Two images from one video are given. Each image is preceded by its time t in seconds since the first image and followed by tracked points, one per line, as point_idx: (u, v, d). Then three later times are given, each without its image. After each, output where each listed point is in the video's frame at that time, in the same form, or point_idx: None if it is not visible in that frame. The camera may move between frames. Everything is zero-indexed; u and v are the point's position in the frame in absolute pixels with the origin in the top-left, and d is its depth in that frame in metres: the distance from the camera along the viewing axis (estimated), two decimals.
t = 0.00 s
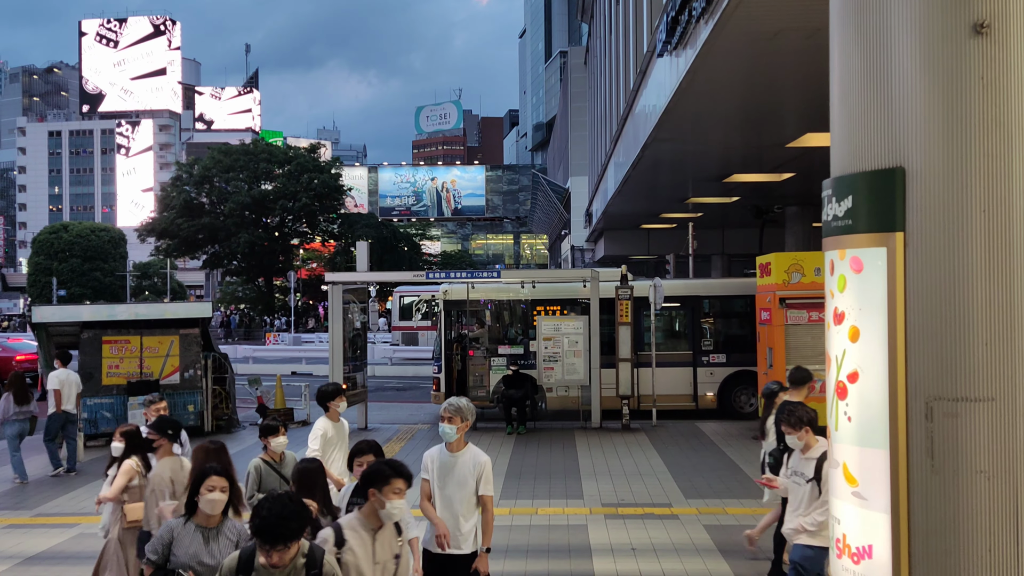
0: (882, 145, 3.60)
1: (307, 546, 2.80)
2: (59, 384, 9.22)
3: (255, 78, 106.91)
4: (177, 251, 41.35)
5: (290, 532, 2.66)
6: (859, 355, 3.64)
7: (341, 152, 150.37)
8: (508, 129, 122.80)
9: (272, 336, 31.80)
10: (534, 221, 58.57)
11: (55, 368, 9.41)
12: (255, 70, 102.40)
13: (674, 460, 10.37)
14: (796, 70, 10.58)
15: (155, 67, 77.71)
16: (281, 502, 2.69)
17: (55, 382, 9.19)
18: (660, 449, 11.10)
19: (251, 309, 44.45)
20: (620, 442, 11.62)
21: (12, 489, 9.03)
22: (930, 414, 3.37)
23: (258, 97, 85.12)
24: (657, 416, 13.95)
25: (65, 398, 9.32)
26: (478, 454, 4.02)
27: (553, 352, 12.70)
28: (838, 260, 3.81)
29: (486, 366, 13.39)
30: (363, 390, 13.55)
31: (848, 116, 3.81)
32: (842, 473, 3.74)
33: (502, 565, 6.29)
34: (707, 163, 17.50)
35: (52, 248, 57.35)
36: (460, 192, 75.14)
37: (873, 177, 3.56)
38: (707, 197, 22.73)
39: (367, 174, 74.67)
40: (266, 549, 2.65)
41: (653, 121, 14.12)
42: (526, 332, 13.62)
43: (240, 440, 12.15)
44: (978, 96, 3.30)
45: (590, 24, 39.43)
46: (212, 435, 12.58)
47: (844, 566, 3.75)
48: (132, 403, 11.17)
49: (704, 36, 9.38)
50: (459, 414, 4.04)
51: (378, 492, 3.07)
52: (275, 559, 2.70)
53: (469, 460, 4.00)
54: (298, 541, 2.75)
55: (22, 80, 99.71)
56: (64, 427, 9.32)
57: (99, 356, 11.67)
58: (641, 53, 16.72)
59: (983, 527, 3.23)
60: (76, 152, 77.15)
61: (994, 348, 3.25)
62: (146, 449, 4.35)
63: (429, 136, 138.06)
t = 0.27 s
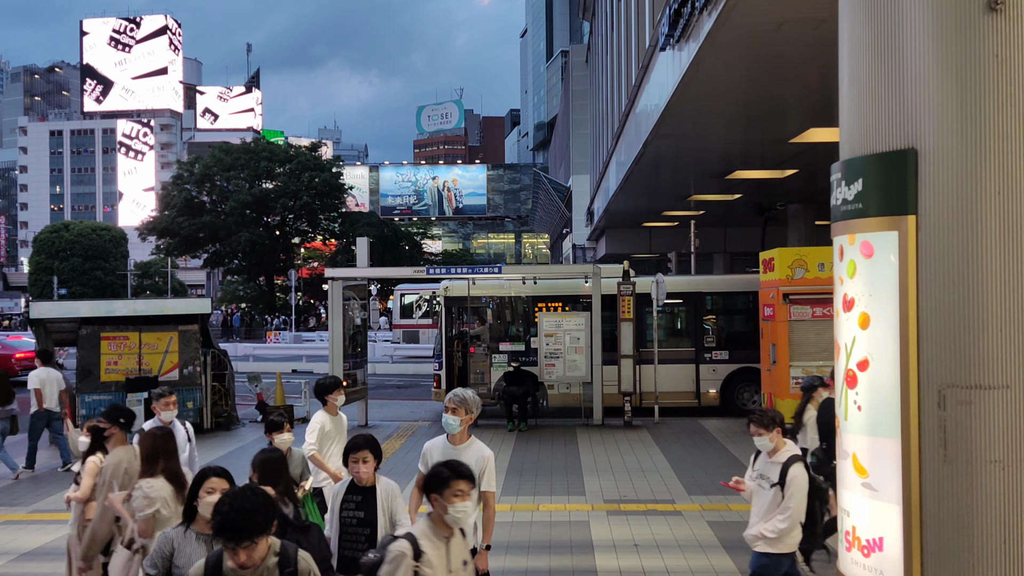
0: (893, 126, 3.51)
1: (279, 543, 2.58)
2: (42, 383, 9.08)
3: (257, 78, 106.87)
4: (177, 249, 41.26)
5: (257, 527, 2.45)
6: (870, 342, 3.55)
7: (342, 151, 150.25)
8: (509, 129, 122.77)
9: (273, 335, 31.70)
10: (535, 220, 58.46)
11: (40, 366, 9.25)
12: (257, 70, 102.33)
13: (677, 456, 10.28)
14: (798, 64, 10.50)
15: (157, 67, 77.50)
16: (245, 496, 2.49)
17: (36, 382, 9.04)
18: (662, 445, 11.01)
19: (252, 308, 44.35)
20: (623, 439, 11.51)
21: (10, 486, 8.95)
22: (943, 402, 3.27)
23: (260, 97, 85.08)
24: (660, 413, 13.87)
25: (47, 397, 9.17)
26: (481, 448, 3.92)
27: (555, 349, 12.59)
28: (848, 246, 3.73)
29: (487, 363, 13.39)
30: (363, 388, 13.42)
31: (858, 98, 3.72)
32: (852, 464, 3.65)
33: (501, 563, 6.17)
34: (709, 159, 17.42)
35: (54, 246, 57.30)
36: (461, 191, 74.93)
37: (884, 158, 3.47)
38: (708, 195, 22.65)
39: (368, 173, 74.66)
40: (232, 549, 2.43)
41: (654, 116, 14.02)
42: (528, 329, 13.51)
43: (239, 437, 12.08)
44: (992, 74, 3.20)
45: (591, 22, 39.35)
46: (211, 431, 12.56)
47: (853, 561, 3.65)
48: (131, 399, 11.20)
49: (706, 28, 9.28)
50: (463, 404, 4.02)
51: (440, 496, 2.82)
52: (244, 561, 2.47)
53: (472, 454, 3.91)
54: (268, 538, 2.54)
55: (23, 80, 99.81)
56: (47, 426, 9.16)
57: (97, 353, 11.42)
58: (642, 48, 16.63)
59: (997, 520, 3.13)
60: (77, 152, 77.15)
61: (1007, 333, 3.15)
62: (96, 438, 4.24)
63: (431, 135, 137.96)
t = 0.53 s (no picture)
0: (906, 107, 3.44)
1: (248, 539, 2.40)
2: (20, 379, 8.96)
3: (258, 78, 106.85)
4: (178, 249, 41.14)
5: (221, 525, 2.26)
6: (880, 329, 3.50)
7: (343, 151, 150.02)
8: (511, 129, 122.59)
9: (274, 334, 31.58)
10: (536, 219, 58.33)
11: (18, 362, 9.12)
12: (258, 69, 102.22)
13: (680, 454, 10.17)
14: (801, 57, 10.40)
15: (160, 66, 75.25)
16: (208, 492, 2.32)
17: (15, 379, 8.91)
18: (665, 443, 10.90)
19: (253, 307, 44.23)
20: (625, 435, 11.40)
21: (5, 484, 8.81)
22: (957, 389, 3.18)
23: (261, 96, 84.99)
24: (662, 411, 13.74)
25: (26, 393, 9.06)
26: (477, 445, 3.74)
27: (556, 345, 12.49)
28: (859, 231, 3.68)
29: (489, 360, 13.07)
30: (364, 384, 13.33)
31: (869, 82, 3.66)
32: (862, 454, 3.58)
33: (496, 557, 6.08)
34: (711, 156, 17.31)
35: (55, 246, 57.24)
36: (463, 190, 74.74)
37: (895, 141, 3.41)
38: (711, 192, 22.53)
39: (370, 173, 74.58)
40: (196, 548, 2.25)
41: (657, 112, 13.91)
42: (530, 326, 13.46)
43: (238, 434, 11.98)
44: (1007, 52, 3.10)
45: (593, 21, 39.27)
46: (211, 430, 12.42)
47: (863, 554, 3.57)
48: (130, 395, 11.17)
49: (709, 19, 9.16)
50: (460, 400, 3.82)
51: (513, 477, 2.75)
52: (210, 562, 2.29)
53: (468, 452, 3.73)
54: (237, 534, 2.37)
55: (24, 80, 99.84)
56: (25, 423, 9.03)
57: (96, 349, 11.40)
58: (644, 43, 16.53)
59: (1011, 511, 3.03)
60: (79, 151, 77.14)
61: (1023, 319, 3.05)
62: (49, 431, 4.13)
63: (432, 135, 137.77)
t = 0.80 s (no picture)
0: (919, 87, 3.35)
1: (228, 540, 2.29)
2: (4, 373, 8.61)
3: (259, 77, 106.85)
4: (178, 247, 41.02)
5: (197, 523, 2.14)
6: (891, 315, 3.41)
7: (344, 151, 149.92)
8: (512, 129, 122.58)
9: (274, 333, 31.46)
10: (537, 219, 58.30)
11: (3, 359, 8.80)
12: (259, 68, 102.11)
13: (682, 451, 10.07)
14: (804, 51, 10.32)
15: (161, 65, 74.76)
16: (185, 489, 2.21)
17: None
18: (667, 440, 10.79)
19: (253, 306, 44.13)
20: (627, 433, 11.30)
21: None
22: (971, 377, 3.09)
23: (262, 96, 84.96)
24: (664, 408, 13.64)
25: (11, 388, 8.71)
26: (460, 441, 3.52)
27: (557, 342, 12.41)
28: (869, 215, 3.60)
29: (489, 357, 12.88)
30: (364, 382, 13.27)
31: (880, 64, 3.59)
32: (872, 444, 3.49)
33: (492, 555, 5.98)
34: (712, 153, 17.23)
35: (55, 245, 57.19)
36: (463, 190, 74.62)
37: (908, 121, 3.33)
38: (712, 190, 22.46)
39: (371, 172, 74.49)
40: (172, 549, 2.14)
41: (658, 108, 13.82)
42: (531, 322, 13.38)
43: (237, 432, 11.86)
44: None
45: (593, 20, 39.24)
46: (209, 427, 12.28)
47: (874, 547, 3.47)
48: (129, 391, 10.95)
49: (711, 12, 9.06)
50: (442, 395, 3.55)
51: (600, 479, 2.68)
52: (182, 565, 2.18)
53: (451, 448, 3.49)
54: (217, 534, 2.26)
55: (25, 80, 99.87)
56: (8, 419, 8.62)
57: (94, 345, 11.33)
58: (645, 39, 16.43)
59: None
60: (80, 151, 77.14)
61: None
62: None
63: (433, 135, 137.65)
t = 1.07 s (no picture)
0: (933, 68, 3.29)
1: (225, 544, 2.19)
2: None
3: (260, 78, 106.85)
4: (178, 246, 40.93)
5: (190, 526, 2.04)
6: (903, 301, 3.34)
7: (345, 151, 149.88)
8: (513, 129, 122.46)
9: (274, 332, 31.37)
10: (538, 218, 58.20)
11: None
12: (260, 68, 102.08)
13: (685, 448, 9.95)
14: (807, 47, 10.23)
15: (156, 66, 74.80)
16: (177, 487, 2.11)
17: None
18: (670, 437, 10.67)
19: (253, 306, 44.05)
20: (628, 430, 11.20)
21: None
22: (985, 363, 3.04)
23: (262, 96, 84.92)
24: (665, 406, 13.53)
25: None
26: (429, 428, 3.39)
27: (558, 339, 12.32)
28: (878, 201, 3.52)
29: (489, 354, 12.65)
30: (364, 379, 13.19)
31: (892, 46, 3.52)
32: (882, 433, 3.41)
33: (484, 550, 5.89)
34: (714, 150, 17.12)
35: (55, 245, 57.15)
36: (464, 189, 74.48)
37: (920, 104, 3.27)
38: (714, 188, 22.35)
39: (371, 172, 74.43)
40: (161, 553, 2.03)
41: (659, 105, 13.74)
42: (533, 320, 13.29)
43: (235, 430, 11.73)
44: None
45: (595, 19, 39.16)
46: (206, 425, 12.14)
47: (884, 540, 3.39)
48: (126, 388, 10.72)
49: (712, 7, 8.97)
50: (409, 386, 3.48)
51: (705, 461, 2.56)
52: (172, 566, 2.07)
53: (420, 437, 3.35)
54: (212, 538, 2.14)
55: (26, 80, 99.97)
56: None
57: (91, 343, 11.24)
58: (647, 35, 16.35)
59: None
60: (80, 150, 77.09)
61: None
62: None
63: (434, 135, 137.55)
